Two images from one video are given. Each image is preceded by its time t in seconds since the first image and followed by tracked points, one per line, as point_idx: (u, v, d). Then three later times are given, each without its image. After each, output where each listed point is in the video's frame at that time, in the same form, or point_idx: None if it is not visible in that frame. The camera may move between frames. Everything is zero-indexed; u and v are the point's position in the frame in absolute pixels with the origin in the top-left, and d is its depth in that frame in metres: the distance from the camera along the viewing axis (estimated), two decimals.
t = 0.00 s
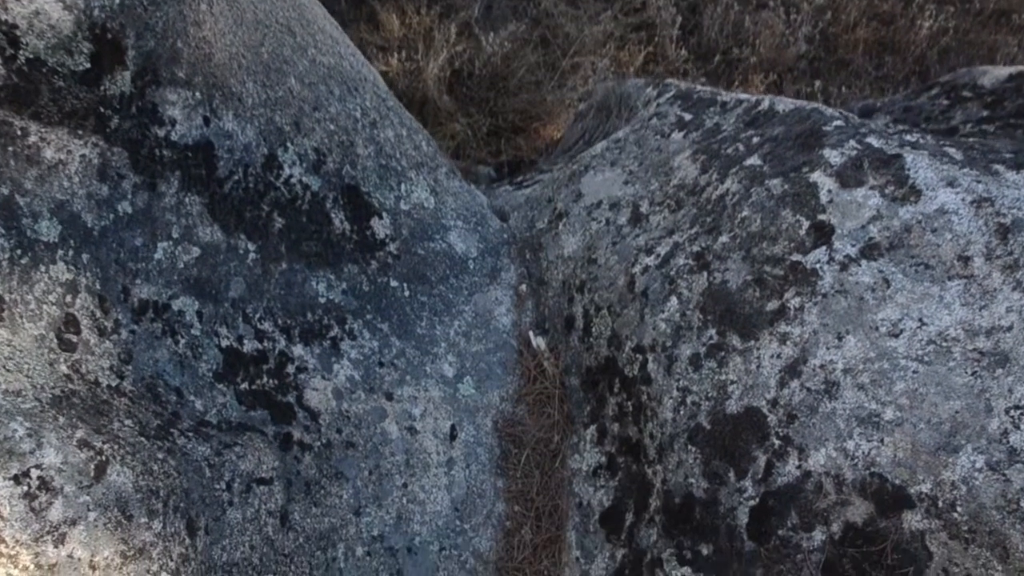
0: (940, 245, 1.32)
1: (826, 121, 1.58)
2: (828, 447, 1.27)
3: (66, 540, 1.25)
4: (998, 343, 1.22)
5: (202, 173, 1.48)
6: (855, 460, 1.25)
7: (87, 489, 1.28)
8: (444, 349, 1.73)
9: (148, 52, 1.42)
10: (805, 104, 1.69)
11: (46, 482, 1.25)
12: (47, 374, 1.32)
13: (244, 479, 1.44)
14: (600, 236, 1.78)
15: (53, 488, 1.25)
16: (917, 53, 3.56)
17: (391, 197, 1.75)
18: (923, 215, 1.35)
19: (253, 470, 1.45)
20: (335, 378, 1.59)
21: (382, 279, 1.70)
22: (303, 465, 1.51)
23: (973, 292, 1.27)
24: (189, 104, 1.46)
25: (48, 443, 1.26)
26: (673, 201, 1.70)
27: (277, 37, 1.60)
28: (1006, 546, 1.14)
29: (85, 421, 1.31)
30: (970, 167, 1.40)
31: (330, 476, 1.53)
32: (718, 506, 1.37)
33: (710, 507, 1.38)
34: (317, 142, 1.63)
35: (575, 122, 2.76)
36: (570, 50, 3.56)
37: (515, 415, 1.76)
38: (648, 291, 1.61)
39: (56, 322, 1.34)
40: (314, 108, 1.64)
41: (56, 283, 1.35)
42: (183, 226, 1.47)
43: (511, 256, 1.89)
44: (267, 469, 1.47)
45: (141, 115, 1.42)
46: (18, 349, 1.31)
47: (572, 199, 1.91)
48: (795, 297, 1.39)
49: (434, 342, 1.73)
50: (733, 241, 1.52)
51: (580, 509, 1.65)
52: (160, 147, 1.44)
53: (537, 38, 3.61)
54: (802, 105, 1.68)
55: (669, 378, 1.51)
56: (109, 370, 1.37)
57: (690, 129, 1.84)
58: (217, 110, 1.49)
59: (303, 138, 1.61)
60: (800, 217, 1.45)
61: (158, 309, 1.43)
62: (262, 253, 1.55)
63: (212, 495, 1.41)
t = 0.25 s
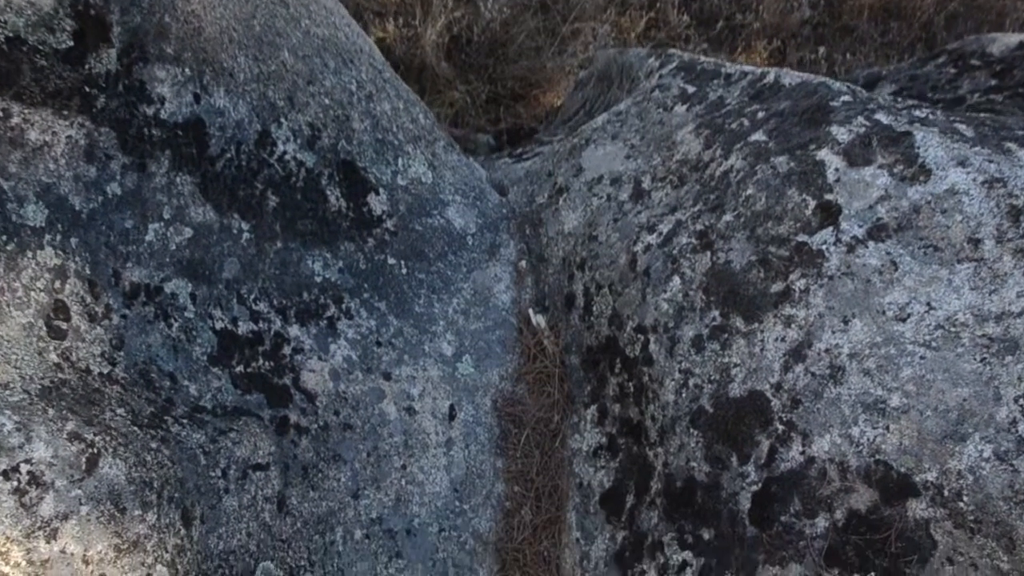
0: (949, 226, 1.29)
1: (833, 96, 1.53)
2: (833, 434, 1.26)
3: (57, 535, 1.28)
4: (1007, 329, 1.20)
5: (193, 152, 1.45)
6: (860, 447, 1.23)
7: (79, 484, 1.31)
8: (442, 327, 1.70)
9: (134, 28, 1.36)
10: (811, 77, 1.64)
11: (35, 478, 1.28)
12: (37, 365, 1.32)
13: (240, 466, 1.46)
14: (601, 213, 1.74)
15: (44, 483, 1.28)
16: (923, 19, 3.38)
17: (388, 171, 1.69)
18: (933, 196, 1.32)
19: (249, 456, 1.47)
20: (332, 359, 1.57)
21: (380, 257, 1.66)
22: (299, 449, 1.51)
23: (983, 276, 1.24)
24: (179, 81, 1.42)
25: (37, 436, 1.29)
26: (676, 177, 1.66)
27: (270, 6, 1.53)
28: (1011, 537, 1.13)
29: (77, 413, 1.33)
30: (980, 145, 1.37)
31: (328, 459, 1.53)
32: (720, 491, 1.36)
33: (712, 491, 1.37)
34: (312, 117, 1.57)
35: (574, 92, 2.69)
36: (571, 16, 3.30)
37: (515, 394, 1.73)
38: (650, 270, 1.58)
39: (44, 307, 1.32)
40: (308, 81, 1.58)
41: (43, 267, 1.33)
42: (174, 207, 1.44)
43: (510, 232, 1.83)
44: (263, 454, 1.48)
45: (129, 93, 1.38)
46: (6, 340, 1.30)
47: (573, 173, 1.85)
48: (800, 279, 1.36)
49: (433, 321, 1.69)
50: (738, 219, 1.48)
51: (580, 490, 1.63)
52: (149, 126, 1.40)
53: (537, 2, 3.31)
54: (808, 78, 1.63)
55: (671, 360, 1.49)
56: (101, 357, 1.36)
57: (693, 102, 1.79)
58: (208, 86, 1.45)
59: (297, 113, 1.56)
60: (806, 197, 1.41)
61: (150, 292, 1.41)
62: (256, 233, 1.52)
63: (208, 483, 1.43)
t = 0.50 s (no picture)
0: (960, 208, 1.26)
1: (842, 70, 1.48)
2: (838, 420, 1.24)
3: (50, 531, 1.31)
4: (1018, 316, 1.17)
5: (183, 130, 1.41)
6: (865, 434, 1.22)
7: (70, 478, 1.34)
8: (441, 305, 1.67)
9: (118, 4, 1.33)
10: (819, 49, 1.58)
11: (25, 474, 1.31)
12: (27, 356, 1.31)
13: (235, 453, 1.47)
14: (602, 189, 1.70)
15: (33, 478, 1.31)
16: None
17: (385, 145, 1.65)
18: (944, 176, 1.28)
19: (245, 442, 1.47)
20: (328, 340, 1.54)
21: (377, 234, 1.63)
22: (297, 433, 1.50)
23: (993, 260, 1.21)
24: (167, 57, 1.38)
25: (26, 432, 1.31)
26: (679, 152, 1.62)
27: None
28: (1017, 528, 1.12)
29: (67, 404, 1.34)
30: (992, 123, 1.33)
31: (325, 442, 1.52)
32: (723, 476, 1.34)
33: (714, 477, 1.35)
34: (306, 91, 1.53)
35: (575, 61, 2.62)
36: None
37: (514, 373, 1.71)
38: (653, 249, 1.55)
39: (33, 295, 1.30)
40: (301, 53, 1.52)
41: (31, 254, 1.30)
42: (165, 188, 1.40)
43: (509, 207, 1.79)
44: (259, 441, 1.48)
45: (116, 71, 1.34)
46: None
47: (574, 146, 1.79)
48: (806, 261, 1.33)
49: (431, 299, 1.66)
50: (742, 198, 1.45)
51: (580, 471, 1.62)
52: (136, 105, 1.36)
53: None
54: (815, 50, 1.57)
55: (673, 342, 1.46)
56: (92, 344, 1.34)
57: (697, 74, 1.72)
58: (197, 62, 1.40)
59: (290, 88, 1.51)
60: (813, 176, 1.38)
61: (142, 275, 1.38)
62: (249, 212, 1.48)
63: (203, 471, 1.45)
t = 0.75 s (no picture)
0: (970, 193, 1.23)
1: (850, 47, 1.45)
2: (842, 409, 1.22)
3: (42, 528, 1.28)
4: None
5: (174, 112, 1.37)
6: (869, 423, 1.20)
7: (62, 474, 1.30)
8: (439, 287, 1.64)
9: None
10: (826, 24, 1.54)
11: (15, 471, 1.27)
12: (17, 348, 1.28)
13: (231, 443, 1.43)
14: (603, 168, 1.66)
15: (25, 475, 1.28)
16: None
17: (381, 124, 1.61)
18: (953, 159, 1.26)
19: (240, 432, 1.44)
20: (326, 324, 1.52)
21: (374, 215, 1.60)
22: (293, 420, 1.48)
23: (1003, 246, 1.19)
24: (156, 37, 1.33)
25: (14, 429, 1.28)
26: (681, 131, 1.57)
27: None
28: None
29: (58, 398, 1.30)
30: (1004, 104, 1.29)
31: (323, 429, 1.50)
32: (725, 464, 1.33)
33: (716, 464, 1.34)
34: (300, 69, 1.49)
35: (574, 33, 2.58)
36: None
37: (514, 356, 1.70)
38: (655, 232, 1.52)
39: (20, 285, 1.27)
40: (295, 31, 1.48)
41: (18, 243, 1.26)
42: (156, 171, 1.37)
43: (508, 185, 1.76)
44: (256, 429, 1.45)
45: (103, 52, 1.29)
46: None
47: (574, 124, 1.76)
48: (811, 245, 1.31)
49: (429, 281, 1.64)
50: (746, 180, 1.42)
51: (580, 455, 1.61)
52: (125, 88, 1.32)
53: None
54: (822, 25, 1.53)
55: (675, 327, 1.44)
56: (83, 334, 1.31)
57: (699, 50, 1.67)
58: (188, 41, 1.36)
59: (284, 66, 1.47)
60: (819, 158, 1.35)
61: (134, 262, 1.35)
62: (243, 195, 1.46)
63: (199, 462, 1.41)
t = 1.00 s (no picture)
0: (979, 178, 1.21)
1: (858, 27, 1.41)
2: (846, 399, 1.21)
3: (34, 525, 1.28)
4: None
5: (165, 95, 1.34)
6: (874, 414, 1.18)
7: (55, 470, 1.29)
8: (438, 270, 1.62)
9: None
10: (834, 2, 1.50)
11: (7, 467, 1.27)
12: (7, 342, 1.25)
13: (227, 433, 1.42)
14: (604, 150, 1.63)
15: (15, 472, 1.27)
16: None
17: (378, 104, 1.58)
18: (963, 143, 1.23)
19: (237, 422, 1.42)
20: (323, 309, 1.50)
21: (371, 197, 1.57)
22: (289, 408, 1.47)
23: (1013, 234, 1.17)
24: (145, 19, 1.30)
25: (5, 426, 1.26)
26: (684, 112, 1.54)
27: None
28: None
29: (49, 393, 1.28)
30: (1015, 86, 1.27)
31: (321, 416, 1.49)
32: (727, 452, 1.31)
33: (717, 453, 1.32)
34: (295, 49, 1.46)
35: (575, 8, 2.53)
36: None
37: (513, 340, 1.68)
38: (656, 216, 1.49)
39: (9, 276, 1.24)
40: (289, 10, 1.45)
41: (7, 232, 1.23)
42: (148, 156, 1.34)
43: (508, 166, 1.74)
44: (252, 419, 1.44)
45: (90, 35, 1.27)
46: None
47: (574, 104, 1.72)
48: (816, 231, 1.28)
49: (428, 265, 1.62)
50: (750, 163, 1.39)
51: (580, 441, 1.59)
52: (113, 71, 1.30)
53: None
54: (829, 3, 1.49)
55: (677, 313, 1.42)
56: (75, 325, 1.29)
57: (703, 29, 1.62)
58: (178, 22, 1.33)
59: (278, 46, 1.44)
60: (825, 141, 1.32)
61: (126, 249, 1.33)
62: (238, 179, 1.43)
63: (194, 454, 1.40)
